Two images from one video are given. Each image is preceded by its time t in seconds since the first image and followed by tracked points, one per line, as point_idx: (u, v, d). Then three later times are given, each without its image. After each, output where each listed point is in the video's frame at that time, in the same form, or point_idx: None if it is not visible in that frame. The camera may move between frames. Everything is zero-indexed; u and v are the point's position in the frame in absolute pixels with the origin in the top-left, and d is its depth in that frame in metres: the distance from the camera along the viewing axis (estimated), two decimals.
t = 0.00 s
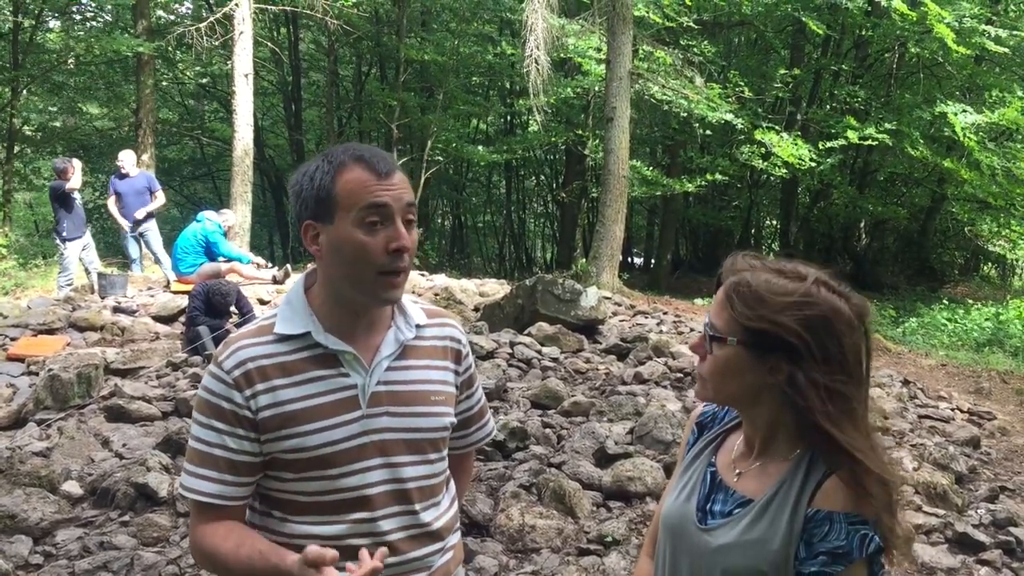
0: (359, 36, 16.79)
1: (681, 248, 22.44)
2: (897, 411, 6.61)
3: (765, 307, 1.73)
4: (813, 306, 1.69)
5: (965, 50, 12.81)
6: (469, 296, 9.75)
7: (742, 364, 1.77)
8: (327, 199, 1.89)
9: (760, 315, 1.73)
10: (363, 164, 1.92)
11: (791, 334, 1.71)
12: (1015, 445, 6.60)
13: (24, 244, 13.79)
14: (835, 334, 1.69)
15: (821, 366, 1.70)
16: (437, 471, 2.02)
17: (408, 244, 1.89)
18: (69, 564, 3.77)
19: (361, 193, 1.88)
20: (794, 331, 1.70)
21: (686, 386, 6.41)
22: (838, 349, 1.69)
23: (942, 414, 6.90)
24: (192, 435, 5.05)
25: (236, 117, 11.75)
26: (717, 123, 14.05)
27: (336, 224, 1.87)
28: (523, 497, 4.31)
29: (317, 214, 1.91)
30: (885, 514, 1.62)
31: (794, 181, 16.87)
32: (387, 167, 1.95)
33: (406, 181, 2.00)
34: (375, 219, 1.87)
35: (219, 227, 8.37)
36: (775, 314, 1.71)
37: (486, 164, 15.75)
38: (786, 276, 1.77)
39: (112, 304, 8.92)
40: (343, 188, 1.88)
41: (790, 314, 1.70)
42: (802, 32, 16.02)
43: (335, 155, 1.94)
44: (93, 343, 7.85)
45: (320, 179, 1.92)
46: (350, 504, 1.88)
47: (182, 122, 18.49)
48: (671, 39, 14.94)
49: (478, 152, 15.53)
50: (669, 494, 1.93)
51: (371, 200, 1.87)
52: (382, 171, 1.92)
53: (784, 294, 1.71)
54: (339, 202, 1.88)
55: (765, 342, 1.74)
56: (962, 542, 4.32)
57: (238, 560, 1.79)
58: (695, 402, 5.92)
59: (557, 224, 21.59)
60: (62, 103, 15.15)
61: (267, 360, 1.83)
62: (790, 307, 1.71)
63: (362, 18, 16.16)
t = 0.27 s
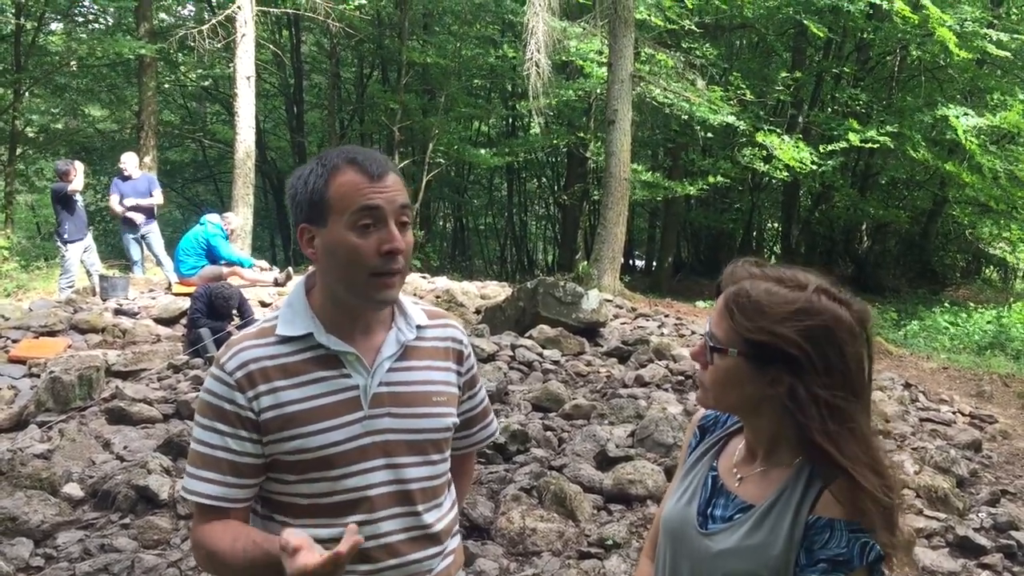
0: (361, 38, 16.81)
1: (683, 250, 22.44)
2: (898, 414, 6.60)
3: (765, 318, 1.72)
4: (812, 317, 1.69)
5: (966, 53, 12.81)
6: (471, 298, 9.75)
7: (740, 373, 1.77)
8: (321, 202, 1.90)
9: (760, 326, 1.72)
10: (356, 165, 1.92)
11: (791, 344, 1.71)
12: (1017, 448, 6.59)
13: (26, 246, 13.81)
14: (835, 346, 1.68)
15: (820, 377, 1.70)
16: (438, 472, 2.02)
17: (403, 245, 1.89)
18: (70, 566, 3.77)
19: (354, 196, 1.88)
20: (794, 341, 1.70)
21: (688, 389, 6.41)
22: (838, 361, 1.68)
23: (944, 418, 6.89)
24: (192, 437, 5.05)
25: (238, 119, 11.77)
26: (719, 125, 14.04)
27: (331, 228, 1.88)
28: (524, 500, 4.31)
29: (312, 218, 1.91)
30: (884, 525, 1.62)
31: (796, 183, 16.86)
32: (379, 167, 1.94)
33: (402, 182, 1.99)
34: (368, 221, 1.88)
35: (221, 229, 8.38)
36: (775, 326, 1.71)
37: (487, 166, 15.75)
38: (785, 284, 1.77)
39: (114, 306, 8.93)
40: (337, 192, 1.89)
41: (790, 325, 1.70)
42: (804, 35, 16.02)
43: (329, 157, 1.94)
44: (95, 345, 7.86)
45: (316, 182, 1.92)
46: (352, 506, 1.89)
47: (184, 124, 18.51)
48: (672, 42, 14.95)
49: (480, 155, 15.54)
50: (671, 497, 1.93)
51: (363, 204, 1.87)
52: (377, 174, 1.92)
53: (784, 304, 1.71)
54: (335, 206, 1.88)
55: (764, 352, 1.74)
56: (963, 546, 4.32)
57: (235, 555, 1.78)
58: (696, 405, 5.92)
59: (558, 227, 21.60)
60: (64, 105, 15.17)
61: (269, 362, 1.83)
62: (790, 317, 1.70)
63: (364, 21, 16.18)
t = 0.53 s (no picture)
0: (363, 40, 16.84)
1: (684, 252, 22.43)
2: (901, 416, 6.60)
3: (771, 325, 1.72)
4: (818, 324, 1.69)
5: (968, 55, 12.80)
6: (473, 300, 9.75)
7: (747, 380, 1.76)
8: (331, 205, 1.90)
9: (767, 332, 1.72)
10: (366, 171, 1.92)
11: (798, 350, 1.71)
12: (1019, 451, 6.58)
13: (29, 248, 13.83)
14: (841, 352, 1.69)
15: (827, 383, 1.70)
16: (443, 473, 2.02)
17: (410, 250, 1.90)
18: (73, 568, 3.77)
19: (361, 201, 1.88)
20: (800, 347, 1.70)
21: (690, 391, 6.41)
22: (844, 367, 1.69)
23: (946, 420, 6.89)
24: (195, 439, 5.06)
25: (240, 121, 11.78)
26: (721, 127, 14.04)
27: (340, 231, 1.88)
28: (527, 502, 4.30)
29: (321, 220, 1.91)
30: (892, 530, 1.62)
31: (798, 185, 16.85)
32: (390, 173, 1.94)
33: (410, 186, 2.00)
34: (376, 226, 1.88)
35: (224, 232, 8.38)
36: (781, 332, 1.71)
37: (489, 169, 15.76)
38: (791, 289, 1.77)
39: (117, 308, 8.94)
40: (346, 195, 1.89)
41: (796, 330, 1.70)
42: (805, 37, 16.02)
43: (340, 161, 1.94)
44: (97, 347, 7.87)
45: (325, 185, 1.92)
46: (358, 507, 1.89)
47: (186, 126, 18.53)
48: (674, 44, 14.97)
49: (482, 157, 15.55)
50: (678, 499, 1.93)
51: (371, 208, 1.88)
52: (388, 178, 1.93)
53: (792, 311, 1.71)
54: (344, 210, 1.88)
55: (771, 359, 1.73)
56: (966, 548, 4.31)
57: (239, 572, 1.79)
58: (698, 407, 5.91)
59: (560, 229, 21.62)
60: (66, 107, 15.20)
61: (276, 363, 1.83)
62: (797, 323, 1.70)
63: (366, 23, 16.21)
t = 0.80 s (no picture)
0: (364, 41, 16.85)
1: (685, 252, 22.43)
2: (902, 416, 6.60)
3: (773, 326, 1.72)
4: (821, 325, 1.68)
5: (969, 54, 12.79)
6: (474, 300, 9.76)
7: (750, 381, 1.77)
8: (335, 206, 1.90)
9: (769, 334, 1.72)
10: (372, 172, 1.92)
11: (800, 352, 1.70)
12: (1021, 450, 6.58)
13: (30, 249, 13.84)
14: (844, 353, 1.68)
15: (830, 385, 1.70)
16: (445, 474, 2.03)
17: (415, 253, 1.90)
18: (74, 568, 3.77)
19: (365, 204, 1.88)
20: (802, 349, 1.70)
21: (691, 391, 6.40)
22: (847, 369, 1.69)
23: (947, 420, 6.88)
24: (196, 439, 5.06)
25: (241, 122, 11.78)
26: (721, 127, 14.03)
27: (344, 232, 1.88)
28: (528, 502, 4.30)
29: (325, 220, 1.91)
30: (894, 531, 1.62)
31: (799, 185, 16.85)
32: (395, 175, 1.95)
33: (414, 188, 2.00)
34: (381, 228, 1.88)
35: (226, 233, 8.38)
36: (784, 334, 1.71)
37: (489, 169, 15.76)
38: (794, 290, 1.76)
39: (118, 308, 8.95)
40: (351, 197, 1.89)
41: (799, 332, 1.70)
42: (806, 37, 16.02)
43: (345, 161, 1.94)
44: (99, 348, 7.87)
45: (329, 186, 1.92)
46: (361, 508, 1.89)
47: (187, 127, 18.54)
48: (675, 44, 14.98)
49: (483, 158, 15.56)
50: (680, 499, 1.93)
51: (377, 209, 1.88)
52: (392, 180, 1.93)
53: (794, 312, 1.71)
54: (348, 212, 1.88)
55: (774, 361, 1.73)
56: (967, 548, 4.31)
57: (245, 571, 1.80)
58: (698, 407, 5.91)
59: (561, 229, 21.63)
60: (67, 108, 15.22)
61: (279, 365, 1.83)
62: (799, 325, 1.70)
63: (366, 23, 16.21)
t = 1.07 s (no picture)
0: (363, 41, 16.86)
1: (685, 252, 22.45)
2: (901, 416, 6.60)
3: (769, 325, 1.73)
4: (816, 323, 1.69)
5: (969, 53, 12.79)
6: (473, 300, 9.76)
7: (745, 379, 1.77)
8: (338, 205, 1.90)
9: (765, 332, 1.73)
10: (377, 171, 1.92)
11: (795, 351, 1.71)
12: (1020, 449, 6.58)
13: (30, 250, 13.83)
14: (839, 352, 1.69)
15: (825, 383, 1.70)
16: (442, 472, 2.02)
17: (416, 254, 1.90)
18: (74, 568, 3.77)
19: (370, 203, 1.88)
20: (797, 347, 1.70)
21: (690, 391, 6.41)
22: (842, 367, 1.69)
23: (947, 419, 6.89)
24: (195, 440, 5.07)
25: (241, 122, 11.77)
26: (721, 126, 14.04)
27: (347, 231, 1.88)
28: (527, 502, 4.30)
29: (326, 219, 1.91)
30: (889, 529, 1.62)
31: (799, 185, 16.88)
32: (395, 174, 1.95)
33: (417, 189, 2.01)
34: (384, 228, 1.88)
35: (225, 234, 8.39)
36: (779, 332, 1.72)
37: (489, 170, 15.77)
38: (790, 289, 1.77)
39: (117, 309, 8.95)
40: (355, 195, 1.89)
41: (794, 330, 1.71)
42: (805, 37, 16.04)
43: (344, 162, 1.95)
44: (98, 349, 7.87)
45: (331, 185, 1.93)
46: (357, 508, 1.89)
47: (187, 127, 18.54)
48: (674, 44, 14.98)
49: (482, 158, 15.57)
50: (677, 497, 1.93)
51: (377, 209, 1.88)
52: (393, 180, 1.93)
53: (790, 310, 1.71)
54: (349, 211, 1.89)
55: (769, 360, 1.73)
56: (966, 547, 4.32)
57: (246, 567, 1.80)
58: (698, 407, 5.91)
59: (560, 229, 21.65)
60: (67, 108, 15.22)
61: (277, 364, 1.83)
62: (794, 323, 1.71)
63: (366, 23, 16.20)
